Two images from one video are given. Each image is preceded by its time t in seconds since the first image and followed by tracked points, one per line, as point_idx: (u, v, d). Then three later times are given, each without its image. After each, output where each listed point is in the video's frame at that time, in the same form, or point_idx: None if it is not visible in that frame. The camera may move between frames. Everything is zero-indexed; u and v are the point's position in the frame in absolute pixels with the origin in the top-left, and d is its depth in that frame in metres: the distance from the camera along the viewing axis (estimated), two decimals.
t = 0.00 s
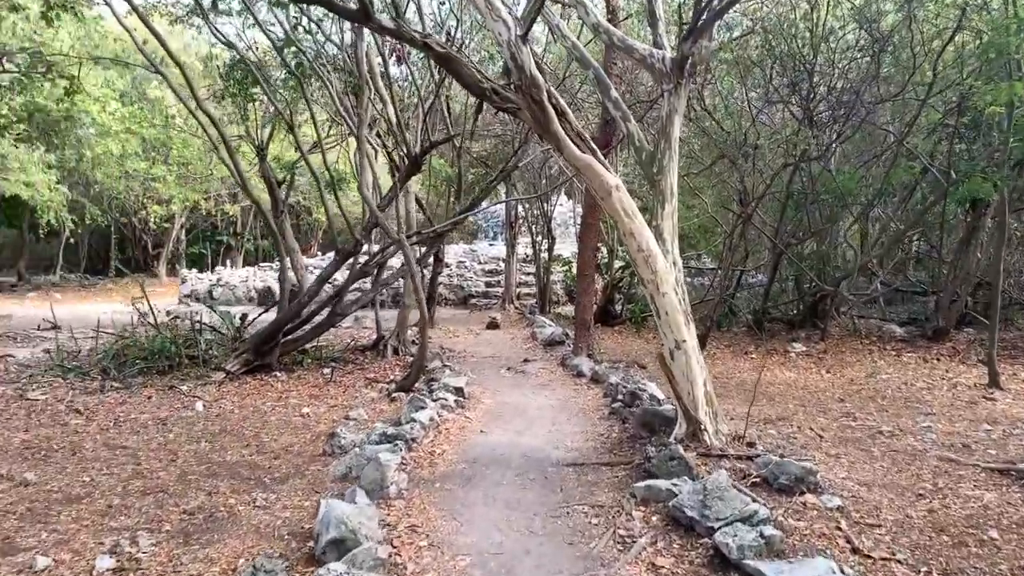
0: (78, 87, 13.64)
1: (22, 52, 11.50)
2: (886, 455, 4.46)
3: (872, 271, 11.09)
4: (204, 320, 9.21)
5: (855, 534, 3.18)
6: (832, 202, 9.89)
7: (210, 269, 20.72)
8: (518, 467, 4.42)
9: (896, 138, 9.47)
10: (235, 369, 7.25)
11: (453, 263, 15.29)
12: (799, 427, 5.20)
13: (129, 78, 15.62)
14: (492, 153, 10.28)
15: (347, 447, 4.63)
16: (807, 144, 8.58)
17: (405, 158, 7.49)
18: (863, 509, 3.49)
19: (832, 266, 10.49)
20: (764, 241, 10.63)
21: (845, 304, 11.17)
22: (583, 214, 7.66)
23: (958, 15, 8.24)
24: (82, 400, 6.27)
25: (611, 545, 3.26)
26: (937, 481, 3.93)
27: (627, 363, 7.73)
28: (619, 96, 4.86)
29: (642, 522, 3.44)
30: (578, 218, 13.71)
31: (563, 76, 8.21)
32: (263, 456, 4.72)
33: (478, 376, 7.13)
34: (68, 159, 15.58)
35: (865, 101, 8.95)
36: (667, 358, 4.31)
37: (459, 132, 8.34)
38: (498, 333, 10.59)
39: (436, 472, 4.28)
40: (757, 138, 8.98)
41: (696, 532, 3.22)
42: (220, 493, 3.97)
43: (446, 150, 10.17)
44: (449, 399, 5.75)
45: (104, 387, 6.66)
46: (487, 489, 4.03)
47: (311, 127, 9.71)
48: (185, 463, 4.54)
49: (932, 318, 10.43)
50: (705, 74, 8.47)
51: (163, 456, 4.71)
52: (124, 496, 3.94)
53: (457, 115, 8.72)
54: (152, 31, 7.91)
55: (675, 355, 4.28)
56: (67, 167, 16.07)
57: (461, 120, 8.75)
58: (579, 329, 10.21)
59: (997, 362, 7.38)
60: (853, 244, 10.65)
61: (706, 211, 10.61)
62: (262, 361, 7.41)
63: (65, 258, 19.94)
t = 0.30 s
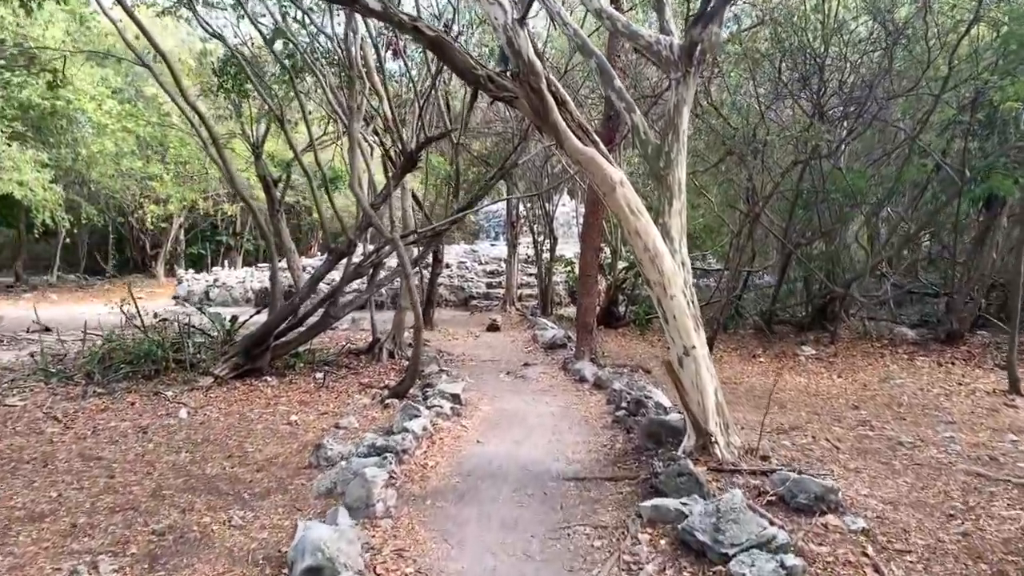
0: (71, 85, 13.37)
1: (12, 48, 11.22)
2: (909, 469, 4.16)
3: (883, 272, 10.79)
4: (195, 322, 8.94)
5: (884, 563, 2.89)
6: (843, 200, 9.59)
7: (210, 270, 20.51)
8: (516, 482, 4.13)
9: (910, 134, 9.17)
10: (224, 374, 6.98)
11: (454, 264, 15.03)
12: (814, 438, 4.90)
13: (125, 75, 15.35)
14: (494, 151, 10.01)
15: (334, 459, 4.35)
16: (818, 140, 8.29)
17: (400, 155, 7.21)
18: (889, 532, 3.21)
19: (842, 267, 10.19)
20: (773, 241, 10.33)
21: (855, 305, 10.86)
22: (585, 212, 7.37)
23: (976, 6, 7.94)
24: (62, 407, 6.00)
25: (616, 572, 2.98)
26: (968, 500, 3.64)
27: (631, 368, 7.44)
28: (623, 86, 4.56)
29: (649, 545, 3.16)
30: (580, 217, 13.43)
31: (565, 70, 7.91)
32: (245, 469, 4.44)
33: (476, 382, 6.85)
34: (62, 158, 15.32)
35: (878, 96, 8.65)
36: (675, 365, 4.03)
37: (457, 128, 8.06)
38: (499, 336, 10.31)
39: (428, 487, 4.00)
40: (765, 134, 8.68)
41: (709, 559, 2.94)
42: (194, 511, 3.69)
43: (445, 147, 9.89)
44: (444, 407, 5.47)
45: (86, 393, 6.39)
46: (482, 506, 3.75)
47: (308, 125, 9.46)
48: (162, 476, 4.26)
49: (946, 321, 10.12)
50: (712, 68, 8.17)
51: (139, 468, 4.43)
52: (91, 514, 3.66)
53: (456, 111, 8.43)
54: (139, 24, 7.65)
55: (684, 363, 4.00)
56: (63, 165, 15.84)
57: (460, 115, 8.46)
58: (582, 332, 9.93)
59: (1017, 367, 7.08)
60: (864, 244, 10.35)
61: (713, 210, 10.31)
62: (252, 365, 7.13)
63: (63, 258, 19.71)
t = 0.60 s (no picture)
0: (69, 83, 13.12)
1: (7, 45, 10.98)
2: (939, 489, 3.87)
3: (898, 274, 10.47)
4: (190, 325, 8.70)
5: None
6: (857, 199, 9.28)
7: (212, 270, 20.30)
8: (514, 501, 3.86)
9: (928, 131, 8.86)
10: (216, 379, 6.74)
11: (458, 265, 14.77)
12: (834, 452, 4.61)
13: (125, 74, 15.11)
14: (497, 149, 9.74)
15: (322, 475, 4.09)
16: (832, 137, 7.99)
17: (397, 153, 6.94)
18: (923, 563, 2.93)
19: (856, 268, 9.88)
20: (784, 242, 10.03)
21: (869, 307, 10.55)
22: (591, 211, 7.09)
23: None
24: (44, 415, 5.76)
25: None
26: (1007, 526, 3.34)
27: (639, 374, 7.16)
28: (630, 78, 4.27)
29: None
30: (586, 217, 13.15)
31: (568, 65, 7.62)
32: (227, 486, 4.18)
33: (476, 389, 6.58)
34: (61, 157, 15.08)
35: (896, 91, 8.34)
36: (686, 376, 3.75)
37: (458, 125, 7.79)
38: (503, 339, 10.04)
39: (420, 506, 3.74)
40: (778, 130, 8.39)
41: None
42: (168, 534, 3.42)
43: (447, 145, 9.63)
44: (441, 417, 5.19)
45: (71, 400, 6.13)
46: (478, 530, 3.47)
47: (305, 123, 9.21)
48: (139, 493, 4.01)
49: (964, 323, 9.80)
50: (723, 62, 7.88)
51: (116, 484, 4.17)
52: (56, 537, 3.41)
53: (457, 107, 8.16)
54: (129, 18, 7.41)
55: (696, 375, 3.73)
56: (62, 164, 15.65)
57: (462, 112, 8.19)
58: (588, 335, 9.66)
59: None
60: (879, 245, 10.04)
61: (722, 210, 10.02)
62: (245, 370, 6.92)
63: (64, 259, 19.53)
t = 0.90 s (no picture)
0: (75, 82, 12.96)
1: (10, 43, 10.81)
2: (981, 508, 3.54)
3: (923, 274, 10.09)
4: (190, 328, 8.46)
5: None
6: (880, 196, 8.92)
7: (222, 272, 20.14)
8: (517, 519, 3.57)
9: (955, 124, 8.49)
10: (212, 384, 6.49)
11: (468, 265, 14.50)
12: (863, 465, 4.29)
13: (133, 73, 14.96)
14: (507, 145, 9.47)
15: (311, 490, 3.81)
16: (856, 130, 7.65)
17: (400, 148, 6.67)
18: None
19: (878, 268, 9.51)
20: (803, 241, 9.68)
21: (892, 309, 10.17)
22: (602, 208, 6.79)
23: None
24: (31, 421, 5.52)
25: None
26: None
27: (653, 379, 6.85)
28: (643, 63, 3.97)
29: None
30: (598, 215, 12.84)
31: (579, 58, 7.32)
32: (211, 500, 3.91)
33: (483, 394, 6.29)
34: (69, 157, 14.93)
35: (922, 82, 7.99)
36: (704, 385, 3.44)
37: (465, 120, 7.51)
38: (512, 342, 9.75)
39: (414, 526, 3.46)
40: (797, 124, 8.05)
41: None
42: (139, 557, 3.16)
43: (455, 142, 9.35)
44: (443, 426, 4.90)
45: (60, 406, 5.89)
46: (476, 553, 3.18)
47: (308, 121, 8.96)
48: (115, 509, 3.74)
49: (992, 325, 9.41)
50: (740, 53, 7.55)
51: (92, 498, 3.91)
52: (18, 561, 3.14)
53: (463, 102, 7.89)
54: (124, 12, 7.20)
55: (714, 383, 3.42)
56: (70, 164, 15.51)
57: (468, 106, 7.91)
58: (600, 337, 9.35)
59: None
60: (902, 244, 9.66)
61: (739, 208, 9.68)
62: (243, 375, 6.67)
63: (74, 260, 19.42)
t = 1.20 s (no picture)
0: (88, 80, 12.82)
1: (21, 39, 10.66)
2: None
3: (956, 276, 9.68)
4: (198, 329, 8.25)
5: None
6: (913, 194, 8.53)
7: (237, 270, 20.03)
8: (529, 544, 3.28)
9: (993, 118, 8.07)
10: (216, 389, 6.27)
11: (485, 265, 14.23)
12: (904, 484, 3.97)
13: (148, 72, 14.82)
14: (523, 142, 9.16)
15: (308, 509, 3.56)
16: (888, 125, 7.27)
17: (411, 145, 6.40)
18: None
19: (910, 270, 9.12)
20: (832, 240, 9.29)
21: (923, 311, 9.77)
22: (621, 206, 6.48)
23: None
24: (26, 427, 5.31)
25: None
26: None
27: (674, 386, 6.53)
28: (667, 49, 3.67)
29: None
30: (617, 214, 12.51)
31: (597, 50, 7.00)
32: (201, 519, 3.66)
33: (496, 402, 6.02)
34: (83, 156, 14.82)
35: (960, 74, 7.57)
36: (734, 400, 3.14)
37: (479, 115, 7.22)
38: (529, 344, 9.47)
39: (418, 553, 3.18)
40: (826, 118, 7.68)
41: None
42: None
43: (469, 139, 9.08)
44: (452, 437, 4.63)
45: (58, 412, 5.68)
46: None
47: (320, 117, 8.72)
48: (100, 529, 3.50)
49: None
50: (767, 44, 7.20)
51: (77, 516, 3.68)
52: None
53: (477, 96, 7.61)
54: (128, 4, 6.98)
55: (745, 399, 3.13)
56: (85, 163, 15.42)
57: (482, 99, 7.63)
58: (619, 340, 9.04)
59: None
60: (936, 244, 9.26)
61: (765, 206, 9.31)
62: (248, 380, 6.42)
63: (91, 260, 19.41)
